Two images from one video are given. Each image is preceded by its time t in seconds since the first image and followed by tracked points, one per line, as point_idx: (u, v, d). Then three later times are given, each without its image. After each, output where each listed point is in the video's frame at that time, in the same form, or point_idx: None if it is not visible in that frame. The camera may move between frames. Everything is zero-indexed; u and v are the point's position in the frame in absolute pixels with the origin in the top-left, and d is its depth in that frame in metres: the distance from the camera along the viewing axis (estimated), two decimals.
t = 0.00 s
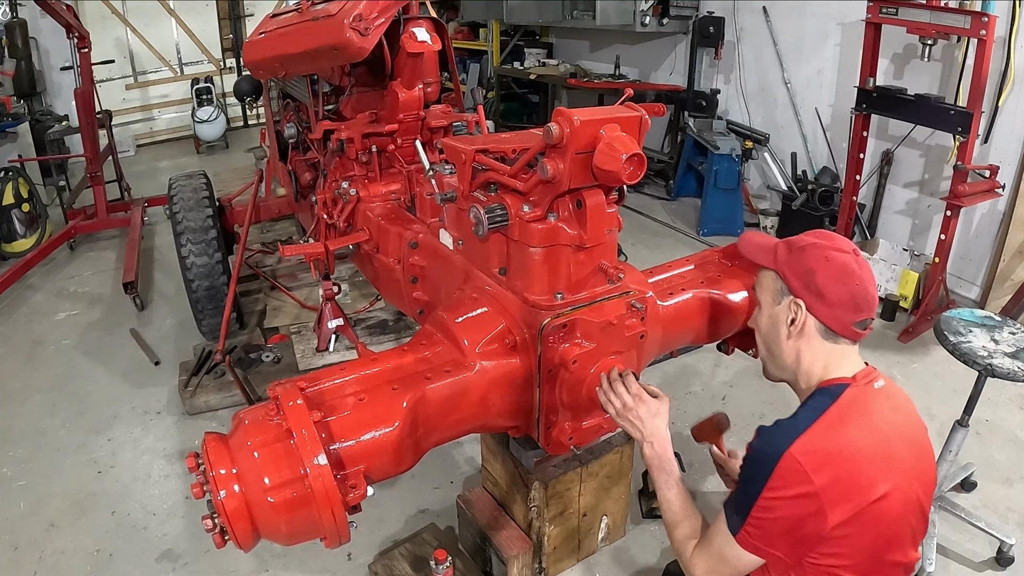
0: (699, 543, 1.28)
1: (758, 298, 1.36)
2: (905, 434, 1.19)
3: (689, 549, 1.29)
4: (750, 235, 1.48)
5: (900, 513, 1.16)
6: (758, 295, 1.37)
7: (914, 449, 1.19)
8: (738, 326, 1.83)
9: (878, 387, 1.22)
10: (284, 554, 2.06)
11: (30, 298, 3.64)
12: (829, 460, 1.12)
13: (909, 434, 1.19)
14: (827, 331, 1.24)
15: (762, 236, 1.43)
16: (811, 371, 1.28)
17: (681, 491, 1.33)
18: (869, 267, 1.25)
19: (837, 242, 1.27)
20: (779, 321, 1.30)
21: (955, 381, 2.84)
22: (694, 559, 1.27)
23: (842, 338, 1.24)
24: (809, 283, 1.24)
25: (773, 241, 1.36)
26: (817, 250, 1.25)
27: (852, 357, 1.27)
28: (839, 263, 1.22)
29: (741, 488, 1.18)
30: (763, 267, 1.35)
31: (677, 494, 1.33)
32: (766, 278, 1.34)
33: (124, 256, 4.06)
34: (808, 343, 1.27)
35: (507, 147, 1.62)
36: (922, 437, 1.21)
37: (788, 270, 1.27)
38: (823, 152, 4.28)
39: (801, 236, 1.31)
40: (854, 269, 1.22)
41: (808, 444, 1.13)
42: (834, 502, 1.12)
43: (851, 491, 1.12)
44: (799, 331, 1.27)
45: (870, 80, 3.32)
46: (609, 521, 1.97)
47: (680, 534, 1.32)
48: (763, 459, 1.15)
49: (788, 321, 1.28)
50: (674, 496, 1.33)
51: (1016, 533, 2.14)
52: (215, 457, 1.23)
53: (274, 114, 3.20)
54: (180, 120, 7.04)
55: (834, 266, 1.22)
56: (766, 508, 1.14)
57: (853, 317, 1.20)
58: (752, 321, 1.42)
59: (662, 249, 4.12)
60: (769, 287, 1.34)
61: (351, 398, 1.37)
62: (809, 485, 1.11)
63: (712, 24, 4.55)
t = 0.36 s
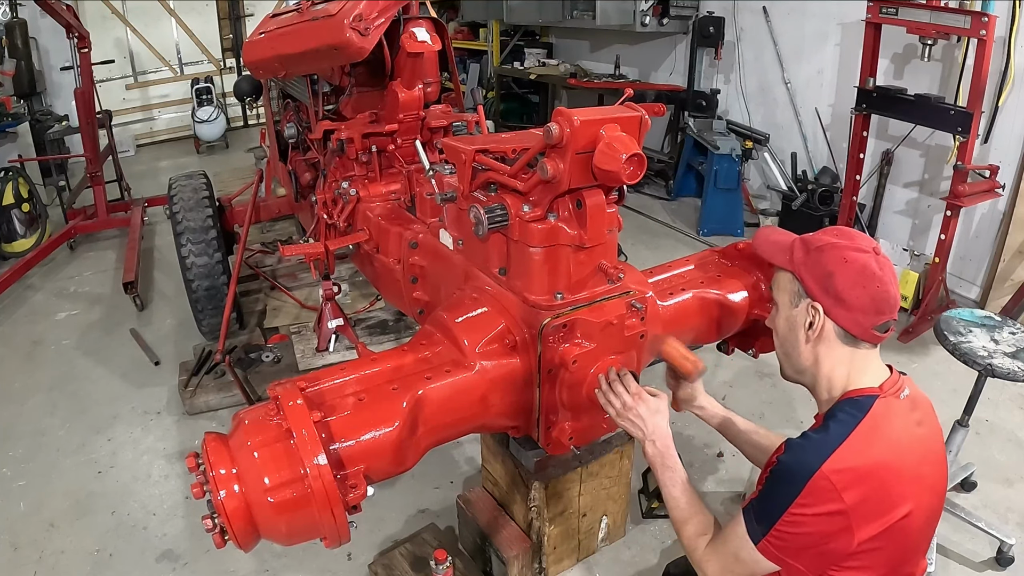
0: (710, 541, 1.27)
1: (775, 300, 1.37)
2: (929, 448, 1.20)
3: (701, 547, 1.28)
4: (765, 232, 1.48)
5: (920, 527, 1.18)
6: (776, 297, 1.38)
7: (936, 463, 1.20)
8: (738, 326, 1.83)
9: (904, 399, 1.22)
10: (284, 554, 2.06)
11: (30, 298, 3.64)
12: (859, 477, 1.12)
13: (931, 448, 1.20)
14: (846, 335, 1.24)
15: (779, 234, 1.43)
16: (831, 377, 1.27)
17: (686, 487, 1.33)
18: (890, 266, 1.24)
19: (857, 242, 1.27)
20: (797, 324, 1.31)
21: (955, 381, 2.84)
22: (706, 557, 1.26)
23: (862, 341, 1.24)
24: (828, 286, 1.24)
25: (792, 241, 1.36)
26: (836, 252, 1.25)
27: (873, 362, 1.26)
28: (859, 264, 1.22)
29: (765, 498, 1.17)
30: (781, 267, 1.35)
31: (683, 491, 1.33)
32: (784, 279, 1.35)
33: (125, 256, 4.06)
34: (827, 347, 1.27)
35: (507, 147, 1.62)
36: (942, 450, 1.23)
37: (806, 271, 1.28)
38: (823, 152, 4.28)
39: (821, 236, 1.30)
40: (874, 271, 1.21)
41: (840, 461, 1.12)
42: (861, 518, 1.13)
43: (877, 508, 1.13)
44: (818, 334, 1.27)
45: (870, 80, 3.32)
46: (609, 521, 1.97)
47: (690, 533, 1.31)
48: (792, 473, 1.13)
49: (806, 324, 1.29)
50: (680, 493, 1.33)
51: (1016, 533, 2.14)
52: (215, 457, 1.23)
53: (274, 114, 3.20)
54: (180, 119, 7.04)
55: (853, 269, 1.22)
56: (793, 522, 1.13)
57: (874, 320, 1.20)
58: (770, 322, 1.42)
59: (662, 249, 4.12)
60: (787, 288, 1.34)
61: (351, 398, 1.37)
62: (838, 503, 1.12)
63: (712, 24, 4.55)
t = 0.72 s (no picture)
0: (710, 542, 1.28)
1: (764, 300, 1.38)
2: (923, 448, 1.19)
3: (700, 547, 1.28)
4: (756, 232, 1.49)
5: (916, 526, 1.18)
6: (765, 297, 1.39)
7: (931, 462, 1.20)
8: (738, 327, 1.83)
9: (894, 398, 1.22)
10: (284, 554, 2.06)
11: (30, 298, 3.64)
12: (850, 479, 1.12)
13: (926, 447, 1.20)
14: (833, 335, 1.25)
15: (770, 233, 1.44)
16: (820, 377, 1.27)
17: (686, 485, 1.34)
18: (877, 266, 1.24)
19: (844, 242, 1.27)
20: (785, 324, 1.32)
21: (955, 381, 2.84)
22: (705, 557, 1.27)
23: (849, 342, 1.24)
24: (814, 287, 1.25)
25: (781, 241, 1.37)
26: (823, 253, 1.25)
27: (862, 361, 1.26)
28: (845, 266, 1.22)
29: (759, 500, 1.17)
30: (770, 267, 1.36)
31: (683, 492, 1.34)
32: (773, 280, 1.36)
33: (125, 256, 4.06)
34: (814, 347, 1.28)
35: (507, 147, 1.62)
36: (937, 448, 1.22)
37: (792, 271, 1.29)
38: (823, 152, 4.28)
39: (809, 236, 1.31)
40: (860, 272, 1.21)
41: (832, 464, 1.12)
42: (854, 520, 1.13)
43: (871, 508, 1.13)
44: (805, 334, 1.28)
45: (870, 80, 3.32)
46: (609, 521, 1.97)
47: (690, 533, 1.32)
48: (784, 476, 1.13)
49: (793, 323, 1.30)
50: (681, 493, 1.34)
51: (1016, 533, 2.14)
52: (215, 457, 1.23)
53: (274, 114, 3.20)
54: (180, 120, 7.04)
55: (839, 270, 1.22)
56: (785, 524, 1.14)
57: (859, 321, 1.21)
58: (761, 322, 1.43)
59: (662, 249, 4.12)
60: (775, 289, 1.35)
61: (351, 398, 1.37)
62: (830, 505, 1.11)
63: (712, 24, 4.55)
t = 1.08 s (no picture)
0: (710, 541, 1.28)
1: (764, 299, 1.38)
2: (922, 448, 1.19)
3: (701, 547, 1.29)
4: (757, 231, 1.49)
5: (916, 526, 1.17)
6: (766, 296, 1.39)
7: (931, 462, 1.20)
8: (738, 327, 1.83)
9: (893, 397, 1.21)
10: (284, 554, 2.06)
11: (30, 298, 3.64)
12: (849, 480, 1.12)
13: (925, 447, 1.19)
14: (833, 335, 1.25)
15: (770, 234, 1.45)
16: (819, 377, 1.28)
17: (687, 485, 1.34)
18: (878, 266, 1.24)
19: (846, 241, 1.27)
20: (785, 324, 1.32)
21: (955, 381, 2.84)
22: (706, 556, 1.27)
23: (851, 342, 1.24)
24: (814, 287, 1.25)
25: (781, 241, 1.37)
26: (823, 254, 1.25)
27: (863, 361, 1.26)
28: (845, 266, 1.22)
29: (758, 499, 1.18)
30: (770, 267, 1.37)
31: (684, 492, 1.34)
32: (773, 280, 1.36)
33: (125, 256, 4.06)
34: (814, 347, 1.28)
35: (507, 147, 1.62)
36: (937, 448, 1.22)
37: (793, 271, 1.28)
38: (823, 152, 4.28)
39: (809, 237, 1.30)
40: (861, 272, 1.21)
41: (830, 464, 1.12)
42: (852, 519, 1.13)
43: (869, 507, 1.13)
44: (805, 334, 1.28)
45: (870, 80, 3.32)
46: (609, 521, 1.97)
47: (690, 532, 1.32)
48: (783, 476, 1.14)
49: (794, 324, 1.30)
50: (681, 492, 1.34)
51: (1016, 533, 2.14)
52: (215, 457, 1.23)
53: (274, 114, 3.20)
54: (180, 120, 7.04)
55: (839, 270, 1.22)
56: (784, 524, 1.14)
57: (860, 321, 1.21)
58: (761, 321, 1.44)
59: (662, 249, 4.12)
60: (776, 288, 1.35)
61: (351, 398, 1.37)
62: (827, 505, 1.12)
63: (712, 25, 4.55)
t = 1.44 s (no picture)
0: (710, 541, 1.26)
1: (760, 323, 1.33)
2: (936, 466, 1.18)
3: (700, 547, 1.27)
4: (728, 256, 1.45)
5: (921, 544, 1.18)
6: (758, 319, 1.34)
7: (942, 480, 1.19)
8: (738, 326, 1.83)
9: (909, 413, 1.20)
10: (284, 554, 2.06)
11: (30, 298, 3.64)
12: (860, 503, 1.11)
13: (938, 464, 1.19)
14: (842, 340, 1.22)
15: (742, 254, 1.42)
16: (834, 391, 1.24)
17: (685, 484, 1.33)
18: (866, 258, 1.24)
19: (826, 241, 1.26)
20: (790, 343, 1.28)
21: (956, 381, 2.84)
22: (705, 556, 1.26)
23: (860, 343, 1.22)
24: (814, 298, 1.21)
25: (762, 259, 1.33)
26: (813, 262, 1.22)
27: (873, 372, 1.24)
28: (840, 268, 1.20)
29: (767, 514, 1.16)
30: (757, 289, 1.33)
31: (685, 491, 1.33)
32: (765, 301, 1.32)
33: (125, 256, 4.06)
34: (825, 360, 1.24)
35: (507, 147, 1.62)
36: (948, 463, 1.21)
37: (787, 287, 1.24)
38: (823, 152, 4.28)
39: (793, 247, 1.27)
40: (855, 270, 1.20)
41: (843, 488, 1.10)
42: (862, 542, 1.12)
43: (879, 529, 1.12)
44: (815, 350, 1.24)
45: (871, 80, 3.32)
46: (609, 521, 1.97)
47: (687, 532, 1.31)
48: (794, 495, 1.12)
49: (799, 342, 1.26)
50: (681, 492, 1.33)
51: (1016, 533, 2.14)
52: (215, 457, 1.23)
53: (274, 114, 3.20)
54: (180, 120, 7.04)
55: (835, 274, 1.20)
56: (792, 543, 1.12)
57: (869, 318, 1.19)
58: (756, 347, 1.39)
59: (662, 249, 4.12)
60: (770, 309, 1.31)
61: (351, 398, 1.37)
62: (838, 527, 1.11)
63: (712, 24, 4.55)
